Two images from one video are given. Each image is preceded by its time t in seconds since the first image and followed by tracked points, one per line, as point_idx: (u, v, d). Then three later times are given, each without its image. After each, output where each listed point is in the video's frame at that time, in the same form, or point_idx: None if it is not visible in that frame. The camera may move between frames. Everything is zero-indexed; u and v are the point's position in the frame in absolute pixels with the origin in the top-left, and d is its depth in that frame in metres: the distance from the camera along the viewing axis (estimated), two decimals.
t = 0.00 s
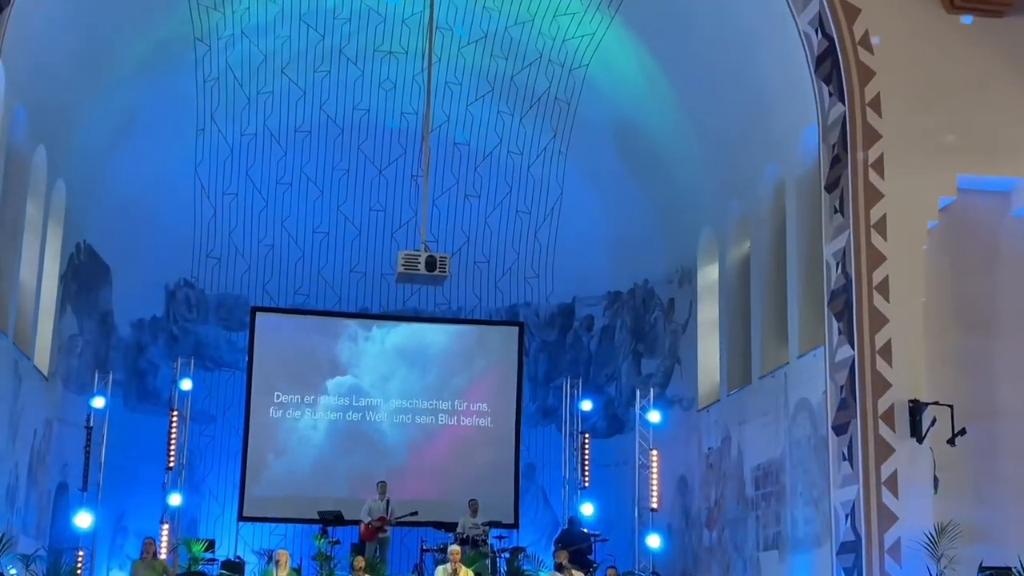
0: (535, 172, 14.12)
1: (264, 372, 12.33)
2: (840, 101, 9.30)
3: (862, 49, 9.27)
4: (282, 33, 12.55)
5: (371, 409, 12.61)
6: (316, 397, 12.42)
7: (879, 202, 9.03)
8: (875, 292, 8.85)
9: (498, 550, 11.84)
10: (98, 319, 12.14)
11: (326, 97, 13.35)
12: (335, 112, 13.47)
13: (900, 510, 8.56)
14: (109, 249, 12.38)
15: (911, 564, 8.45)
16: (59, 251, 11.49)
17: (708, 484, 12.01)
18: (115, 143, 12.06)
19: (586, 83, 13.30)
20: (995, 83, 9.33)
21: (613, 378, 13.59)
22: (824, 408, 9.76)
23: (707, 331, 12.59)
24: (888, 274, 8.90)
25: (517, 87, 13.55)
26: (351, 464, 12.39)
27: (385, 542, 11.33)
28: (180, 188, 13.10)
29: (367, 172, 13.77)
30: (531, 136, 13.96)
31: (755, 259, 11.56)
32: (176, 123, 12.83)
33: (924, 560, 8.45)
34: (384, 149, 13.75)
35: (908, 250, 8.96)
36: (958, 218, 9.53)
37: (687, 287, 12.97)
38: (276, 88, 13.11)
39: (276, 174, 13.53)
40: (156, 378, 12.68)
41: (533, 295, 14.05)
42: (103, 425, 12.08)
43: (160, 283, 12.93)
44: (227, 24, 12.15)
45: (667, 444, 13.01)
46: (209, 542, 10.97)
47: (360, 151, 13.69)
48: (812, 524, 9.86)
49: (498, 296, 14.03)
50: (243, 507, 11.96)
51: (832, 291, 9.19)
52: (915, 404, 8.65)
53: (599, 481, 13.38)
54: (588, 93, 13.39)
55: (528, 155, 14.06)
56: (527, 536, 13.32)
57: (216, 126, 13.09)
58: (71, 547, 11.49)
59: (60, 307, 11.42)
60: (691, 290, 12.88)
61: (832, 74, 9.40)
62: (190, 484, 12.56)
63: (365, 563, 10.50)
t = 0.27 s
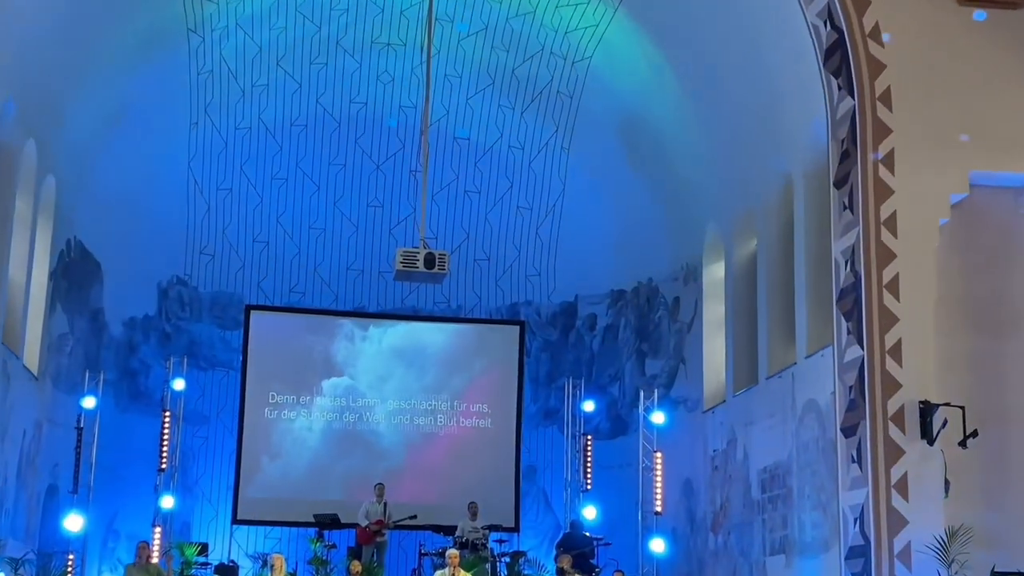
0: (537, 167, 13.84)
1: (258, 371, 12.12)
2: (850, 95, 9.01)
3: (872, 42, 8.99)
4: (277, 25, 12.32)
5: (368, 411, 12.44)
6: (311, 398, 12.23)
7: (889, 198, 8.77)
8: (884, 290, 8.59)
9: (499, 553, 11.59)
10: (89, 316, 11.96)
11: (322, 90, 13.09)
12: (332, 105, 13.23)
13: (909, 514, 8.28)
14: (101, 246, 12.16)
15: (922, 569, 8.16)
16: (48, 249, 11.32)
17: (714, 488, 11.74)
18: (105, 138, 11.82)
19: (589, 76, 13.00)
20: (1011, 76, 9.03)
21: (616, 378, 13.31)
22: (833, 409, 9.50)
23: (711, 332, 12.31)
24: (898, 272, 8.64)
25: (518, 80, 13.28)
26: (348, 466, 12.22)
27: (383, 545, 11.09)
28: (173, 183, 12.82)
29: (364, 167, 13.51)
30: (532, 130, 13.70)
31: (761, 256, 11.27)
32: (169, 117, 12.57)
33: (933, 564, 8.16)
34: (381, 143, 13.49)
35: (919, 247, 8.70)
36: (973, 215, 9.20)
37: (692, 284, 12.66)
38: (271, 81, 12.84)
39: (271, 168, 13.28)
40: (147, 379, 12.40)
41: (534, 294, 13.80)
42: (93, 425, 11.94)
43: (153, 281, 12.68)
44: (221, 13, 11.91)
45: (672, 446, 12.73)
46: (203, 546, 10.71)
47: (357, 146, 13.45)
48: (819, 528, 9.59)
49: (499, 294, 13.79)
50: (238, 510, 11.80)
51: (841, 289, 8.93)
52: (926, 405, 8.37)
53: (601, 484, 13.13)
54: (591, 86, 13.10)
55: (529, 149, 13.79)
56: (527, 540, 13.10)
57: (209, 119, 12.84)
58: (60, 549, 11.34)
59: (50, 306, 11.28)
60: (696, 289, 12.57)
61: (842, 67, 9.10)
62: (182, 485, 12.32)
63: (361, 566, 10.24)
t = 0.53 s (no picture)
0: (539, 160, 13.42)
1: (247, 371, 11.80)
2: (865, 86, 8.54)
3: (888, 30, 8.52)
4: (270, 12, 12.08)
5: (360, 417, 12.03)
6: (303, 402, 11.89)
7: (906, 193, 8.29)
8: (901, 289, 8.13)
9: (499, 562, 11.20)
10: (74, 316, 11.61)
11: (317, 81, 12.74)
12: (327, 96, 12.85)
13: (927, 522, 7.84)
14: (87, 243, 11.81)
15: None
16: (32, 245, 10.94)
17: (723, 493, 11.33)
18: (90, 132, 11.47)
19: (593, 66, 12.62)
20: None
21: (621, 380, 12.90)
22: (846, 411, 9.08)
23: (720, 332, 11.91)
24: (916, 269, 8.17)
25: (520, 70, 12.92)
26: (339, 473, 11.83)
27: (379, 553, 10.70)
28: (161, 178, 12.51)
29: (360, 160, 13.11)
30: (534, 122, 13.30)
31: (771, 254, 10.82)
32: (157, 110, 12.22)
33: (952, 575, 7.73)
34: (377, 136, 13.10)
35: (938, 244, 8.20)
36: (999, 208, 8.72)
37: (700, 282, 12.26)
38: (262, 70, 12.53)
39: (263, 162, 12.92)
40: (135, 379, 12.09)
41: (536, 292, 13.38)
42: (77, 429, 11.58)
43: (140, 279, 12.34)
44: None
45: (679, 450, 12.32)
46: (191, 553, 10.31)
47: (352, 138, 13.06)
48: (831, 537, 9.19)
49: (499, 292, 13.36)
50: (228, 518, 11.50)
51: (855, 288, 8.44)
52: (944, 407, 7.91)
53: (605, 488, 12.72)
54: (595, 77, 12.70)
55: (532, 142, 13.38)
56: (528, 547, 12.70)
57: (199, 110, 12.51)
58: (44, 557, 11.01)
59: (33, 303, 10.92)
60: (705, 287, 12.17)
61: (857, 57, 8.65)
62: (170, 491, 12.02)
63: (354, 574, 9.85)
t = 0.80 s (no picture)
0: (541, 157, 13.28)
1: (246, 371, 11.72)
2: (871, 82, 8.38)
3: (894, 26, 8.37)
4: (268, 7, 11.92)
5: (359, 417, 11.90)
6: (300, 403, 11.77)
7: (913, 190, 8.14)
8: (907, 288, 7.97)
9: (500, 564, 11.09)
10: (69, 313, 11.46)
11: (317, 76, 12.62)
12: (326, 92, 12.72)
13: (932, 524, 7.69)
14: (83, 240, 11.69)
15: None
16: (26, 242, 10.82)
17: (726, 494, 11.20)
18: (85, 128, 11.35)
19: (596, 61, 12.47)
20: None
21: (623, 379, 12.74)
22: (852, 411, 8.93)
23: (725, 332, 11.84)
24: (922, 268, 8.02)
25: (522, 65, 12.79)
26: (334, 475, 11.71)
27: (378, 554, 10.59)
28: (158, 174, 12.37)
29: (359, 156, 12.99)
30: (537, 118, 13.15)
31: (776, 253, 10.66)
32: (153, 106, 12.09)
33: None
34: (377, 132, 12.98)
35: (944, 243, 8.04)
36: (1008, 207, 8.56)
37: (704, 281, 12.13)
38: (260, 65, 12.40)
39: (261, 158, 12.79)
40: (130, 378, 11.98)
41: (538, 291, 13.25)
42: (72, 428, 11.45)
43: (136, 276, 12.24)
44: None
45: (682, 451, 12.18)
46: (189, 554, 10.17)
47: (352, 134, 12.95)
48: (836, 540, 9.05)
49: (500, 291, 13.24)
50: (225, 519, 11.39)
51: (861, 287, 8.27)
52: (950, 409, 7.76)
53: (607, 489, 12.58)
54: (598, 72, 12.56)
55: (533, 139, 13.24)
56: (529, 548, 12.57)
57: (196, 105, 12.38)
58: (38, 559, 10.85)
59: (27, 301, 10.78)
60: (709, 286, 12.04)
61: (863, 52, 8.49)
62: (166, 491, 11.95)
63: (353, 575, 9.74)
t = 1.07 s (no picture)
0: (543, 154, 13.08)
1: (243, 372, 11.55)
2: (880, 78, 8.11)
3: (905, 20, 8.11)
4: None
5: (357, 419, 11.72)
6: (296, 405, 11.58)
7: (923, 188, 7.89)
8: (917, 288, 7.72)
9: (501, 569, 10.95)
10: (61, 313, 11.26)
11: (315, 70, 12.41)
12: (323, 87, 12.53)
13: (942, 529, 7.46)
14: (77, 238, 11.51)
15: None
16: (18, 239, 10.68)
17: (732, 498, 10.99)
18: (80, 124, 11.18)
19: (599, 56, 12.26)
20: None
21: (627, 381, 12.52)
22: (860, 413, 8.71)
23: (731, 331, 11.58)
24: (932, 267, 7.77)
25: (523, 61, 12.57)
26: (330, 478, 11.52)
27: (377, 558, 10.51)
28: (153, 170, 12.21)
29: (358, 153, 12.84)
30: (539, 114, 12.93)
31: (783, 251, 10.46)
32: (149, 101, 11.90)
33: None
34: (376, 127, 12.79)
35: (955, 242, 7.80)
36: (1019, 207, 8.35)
37: (710, 280, 11.91)
38: (257, 58, 12.21)
39: (258, 154, 12.65)
40: (125, 378, 11.88)
41: (540, 290, 13.06)
42: (65, 429, 11.22)
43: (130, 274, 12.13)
44: None
45: (686, 453, 11.96)
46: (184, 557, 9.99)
47: (350, 130, 12.76)
48: (845, 545, 8.84)
49: (501, 290, 13.05)
50: (220, 522, 11.20)
51: (869, 286, 8.00)
52: (961, 412, 7.52)
53: (611, 493, 12.37)
54: (602, 67, 12.33)
55: (536, 135, 13.03)
56: (530, 554, 12.38)
57: (192, 100, 12.18)
58: (31, 564, 10.64)
59: (19, 300, 10.67)
60: (714, 286, 11.82)
61: (872, 47, 8.22)
62: (161, 493, 11.82)
63: None
